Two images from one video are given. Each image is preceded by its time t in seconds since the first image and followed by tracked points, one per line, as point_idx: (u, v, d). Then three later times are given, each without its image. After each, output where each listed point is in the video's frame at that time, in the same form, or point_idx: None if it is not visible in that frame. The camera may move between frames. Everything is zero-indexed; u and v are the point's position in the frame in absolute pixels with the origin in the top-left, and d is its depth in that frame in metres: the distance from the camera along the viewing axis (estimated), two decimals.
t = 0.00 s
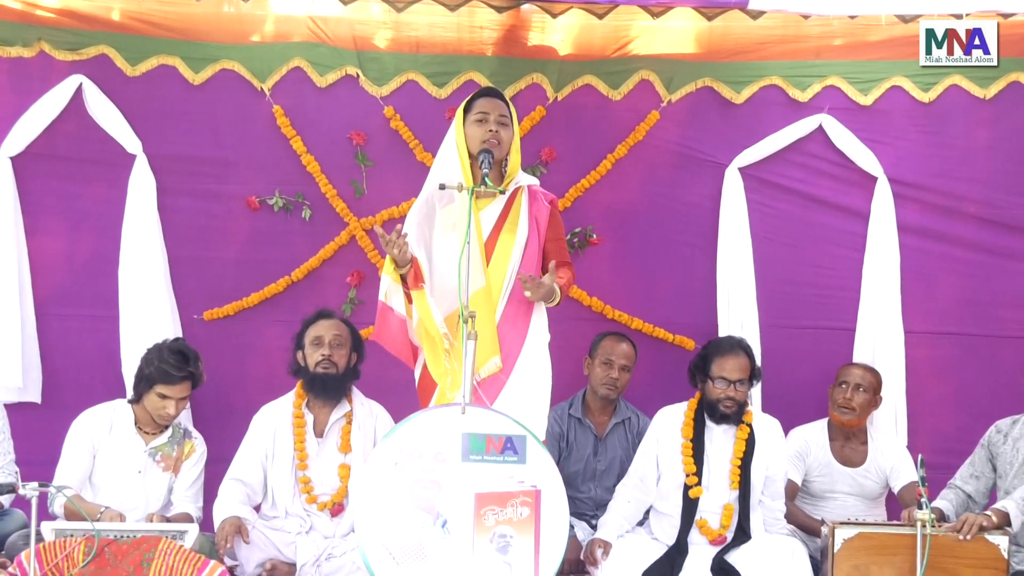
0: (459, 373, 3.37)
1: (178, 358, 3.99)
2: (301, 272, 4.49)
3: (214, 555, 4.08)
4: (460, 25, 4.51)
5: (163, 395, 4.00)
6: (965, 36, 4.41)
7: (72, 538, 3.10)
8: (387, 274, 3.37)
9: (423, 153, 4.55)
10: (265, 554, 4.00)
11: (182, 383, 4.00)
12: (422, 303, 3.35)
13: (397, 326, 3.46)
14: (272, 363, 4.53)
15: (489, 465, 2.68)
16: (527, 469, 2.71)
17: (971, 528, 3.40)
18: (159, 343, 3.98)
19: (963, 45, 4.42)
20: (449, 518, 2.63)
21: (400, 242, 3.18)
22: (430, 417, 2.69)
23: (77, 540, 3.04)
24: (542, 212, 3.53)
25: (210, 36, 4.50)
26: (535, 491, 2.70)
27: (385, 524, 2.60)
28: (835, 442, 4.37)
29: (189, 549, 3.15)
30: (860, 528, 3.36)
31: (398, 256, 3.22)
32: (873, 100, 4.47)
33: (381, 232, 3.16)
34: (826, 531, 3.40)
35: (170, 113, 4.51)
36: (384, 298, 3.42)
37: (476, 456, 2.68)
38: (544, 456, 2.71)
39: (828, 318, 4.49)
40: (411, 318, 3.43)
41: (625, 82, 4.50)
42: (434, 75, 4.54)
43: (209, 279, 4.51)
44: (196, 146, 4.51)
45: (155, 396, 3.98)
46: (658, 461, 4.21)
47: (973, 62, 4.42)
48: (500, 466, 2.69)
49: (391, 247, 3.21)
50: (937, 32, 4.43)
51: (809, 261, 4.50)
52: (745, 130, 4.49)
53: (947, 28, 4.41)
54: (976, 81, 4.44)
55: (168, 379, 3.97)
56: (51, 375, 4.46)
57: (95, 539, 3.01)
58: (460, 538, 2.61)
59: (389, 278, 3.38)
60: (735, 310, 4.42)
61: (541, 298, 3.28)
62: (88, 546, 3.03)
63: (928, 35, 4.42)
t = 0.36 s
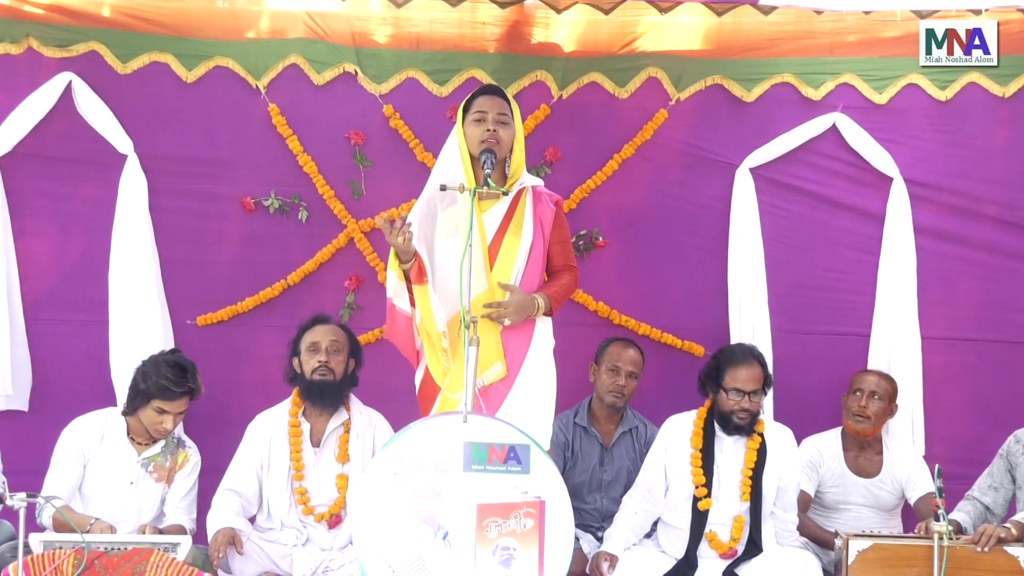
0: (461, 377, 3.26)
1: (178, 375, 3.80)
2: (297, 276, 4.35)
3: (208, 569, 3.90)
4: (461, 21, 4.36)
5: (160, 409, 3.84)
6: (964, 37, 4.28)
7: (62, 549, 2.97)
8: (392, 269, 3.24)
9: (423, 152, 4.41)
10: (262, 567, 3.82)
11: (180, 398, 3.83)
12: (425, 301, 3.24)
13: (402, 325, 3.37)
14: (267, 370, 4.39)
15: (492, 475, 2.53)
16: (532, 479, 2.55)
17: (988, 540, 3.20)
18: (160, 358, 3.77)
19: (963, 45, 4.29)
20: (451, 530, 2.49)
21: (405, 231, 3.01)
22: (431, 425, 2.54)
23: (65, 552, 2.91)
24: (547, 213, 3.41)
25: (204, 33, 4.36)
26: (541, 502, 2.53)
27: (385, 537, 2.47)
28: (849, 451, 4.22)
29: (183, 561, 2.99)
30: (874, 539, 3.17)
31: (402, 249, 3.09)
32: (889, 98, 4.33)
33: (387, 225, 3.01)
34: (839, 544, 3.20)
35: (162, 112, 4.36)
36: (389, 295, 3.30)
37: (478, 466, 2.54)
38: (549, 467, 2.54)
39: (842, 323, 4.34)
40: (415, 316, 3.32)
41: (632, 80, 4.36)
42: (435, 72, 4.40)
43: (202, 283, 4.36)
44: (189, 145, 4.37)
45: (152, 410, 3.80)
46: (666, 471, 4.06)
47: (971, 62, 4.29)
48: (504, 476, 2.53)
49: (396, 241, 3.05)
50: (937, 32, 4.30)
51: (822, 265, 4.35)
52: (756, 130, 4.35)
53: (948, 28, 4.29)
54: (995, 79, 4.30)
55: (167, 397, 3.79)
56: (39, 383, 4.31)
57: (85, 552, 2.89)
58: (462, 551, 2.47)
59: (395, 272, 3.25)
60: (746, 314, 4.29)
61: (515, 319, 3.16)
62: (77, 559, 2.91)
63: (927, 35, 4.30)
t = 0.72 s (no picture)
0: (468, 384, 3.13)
1: (169, 368, 3.64)
2: (296, 280, 4.21)
3: None
4: (465, 17, 4.23)
5: (153, 410, 3.64)
6: (965, 37, 4.15)
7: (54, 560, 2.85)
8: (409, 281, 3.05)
9: (426, 152, 4.27)
10: None
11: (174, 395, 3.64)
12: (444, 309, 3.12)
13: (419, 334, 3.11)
14: (265, 377, 4.24)
15: (496, 486, 2.38)
16: (538, 490, 2.40)
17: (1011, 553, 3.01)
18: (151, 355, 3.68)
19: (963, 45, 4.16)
20: (454, 544, 2.33)
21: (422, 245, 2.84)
22: (433, 434, 2.40)
23: (56, 564, 2.78)
24: (551, 214, 3.25)
25: (199, 28, 4.21)
26: (547, 514, 2.39)
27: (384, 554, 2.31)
28: (867, 461, 4.08)
29: None
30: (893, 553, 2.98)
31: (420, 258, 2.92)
32: (907, 96, 4.19)
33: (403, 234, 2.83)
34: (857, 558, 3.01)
35: (156, 110, 4.22)
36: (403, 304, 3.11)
37: (483, 477, 2.39)
38: (555, 476, 2.40)
39: (859, 329, 4.20)
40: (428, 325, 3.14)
41: (642, 77, 4.22)
42: (438, 69, 4.26)
43: (198, 288, 4.22)
44: (184, 145, 4.23)
45: (145, 410, 3.60)
46: (676, 482, 3.90)
47: (974, 63, 4.16)
48: (508, 487, 2.39)
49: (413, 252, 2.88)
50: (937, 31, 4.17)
51: (839, 268, 4.21)
52: (770, 129, 4.20)
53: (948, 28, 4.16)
54: (1017, 76, 4.16)
55: (159, 392, 3.61)
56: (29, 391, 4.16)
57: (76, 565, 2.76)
58: (465, 568, 2.32)
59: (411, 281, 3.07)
60: (759, 320, 4.14)
61: (491, 321, 2.99)
62: (69, 571, 2.78)
63: (928, 35, 4.16)
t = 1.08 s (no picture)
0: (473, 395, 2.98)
1: (159, 369, 3.57)
2: (296, 287, 4.08)
3: None
4: (470, 16, 4.10)
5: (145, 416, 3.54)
6: (965, 37, 4.03)
7: None
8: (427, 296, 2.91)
9: (430, 155, 4.14)
10: None
11: (165, 398, 3.55)
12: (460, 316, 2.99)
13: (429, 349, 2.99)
14: (263, 388, 4.10)
15: (501, 501, 2.24)
16: (545, 505, 2.26)
17: None
18: (143, 363, 3.63)
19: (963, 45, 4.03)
20: (458, 561, 2.19)
21: (443, 264, 2.75)
22: (436, 447, 2.26)
23: None
24: (558, 220, 3.10)
25: (196, 28, 4.08)
26: (555, 529, 2.24)
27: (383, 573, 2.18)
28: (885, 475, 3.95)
29: None
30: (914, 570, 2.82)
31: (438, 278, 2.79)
32: (927, 98, 4.06)
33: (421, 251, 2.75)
34: None
35: (152, 112, 4.09)
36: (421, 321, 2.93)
37: (488, 491, 2.25)
38: (564, 490, 2.26)
39: (877, 338, 4.06)
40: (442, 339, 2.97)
41: (652, 78, 4.09)
42: (442, 70, 4.13)
43: (194, 295, 4.09)
44: (180, 148, 4.10)
45: (136, 416, 3.52)
46: (688, 496, 3.74)
47: (973, 63, 4.04)
48: (514, 502, 2.25)
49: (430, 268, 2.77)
50: (937, 32, 4.03)
51: (856, 275, 4.07)
52: (785, 131, 4.07)
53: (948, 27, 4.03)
54: None
55: (149, 393, 3.53)
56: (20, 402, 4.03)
57: None
58: None
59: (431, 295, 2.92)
60: (773, 329, 4.00)
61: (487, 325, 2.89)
62: None
63: (928, 35, 4.03)
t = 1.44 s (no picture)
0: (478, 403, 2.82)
1: (149, 375, 3.45)
2: (296, 297, 3.94)
3: None
4: (476, 17, 3.97)
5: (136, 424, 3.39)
6: (965, 37, 3.90)
7: None
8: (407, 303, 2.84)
9: (434, 161, 4.00)
10: None
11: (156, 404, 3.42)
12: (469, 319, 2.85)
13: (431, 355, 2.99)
14: (262, 401, 3.96)
15: (508, 519, 2.07)
16: (554, 523, 2.08)
17: None
18: (132, 372, 3.51)
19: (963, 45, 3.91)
20: None
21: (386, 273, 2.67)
22: (441, 463, 2.10)
23: None
24: (568, 227, 2.96)
25: (191, 29, 3.96)
26: (564, 549, 2.06)
27: None
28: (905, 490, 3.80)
29: None
30: None
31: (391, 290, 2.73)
32: (948, 101, 3.93)
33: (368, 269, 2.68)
34: None
35: (147, 116, 3.96)
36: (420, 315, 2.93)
37: (494, 508, 2.07)
38: (574, 507, 2.08)
39: (896, 349, 3.93)
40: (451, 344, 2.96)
41: (664, 81, 3.96)
42: (446, 73, 4.00)
43: (190, 306, 3.96)
44: (176, 153, 3.97)
45: (126, 423, 3.36)
46: (701, 513, 3.57)
47: (973, 63, 3.91)
48: (522, 520, 2.07)
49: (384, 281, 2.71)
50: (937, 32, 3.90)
51: (874, 285, 3.94)
52: (800, 136, 3.95)
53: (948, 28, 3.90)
54: None
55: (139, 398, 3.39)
56: (10, 416, 3.89)
57: None
58: None
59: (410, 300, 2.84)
60: (789, 340, 3.87)
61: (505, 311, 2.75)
62: None
63: (927, 35, 3.91)
